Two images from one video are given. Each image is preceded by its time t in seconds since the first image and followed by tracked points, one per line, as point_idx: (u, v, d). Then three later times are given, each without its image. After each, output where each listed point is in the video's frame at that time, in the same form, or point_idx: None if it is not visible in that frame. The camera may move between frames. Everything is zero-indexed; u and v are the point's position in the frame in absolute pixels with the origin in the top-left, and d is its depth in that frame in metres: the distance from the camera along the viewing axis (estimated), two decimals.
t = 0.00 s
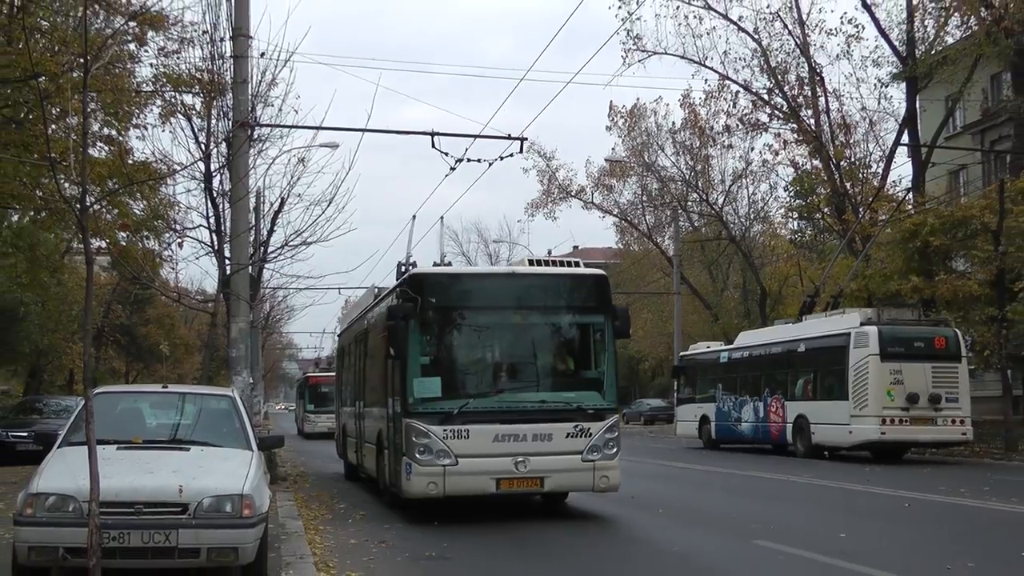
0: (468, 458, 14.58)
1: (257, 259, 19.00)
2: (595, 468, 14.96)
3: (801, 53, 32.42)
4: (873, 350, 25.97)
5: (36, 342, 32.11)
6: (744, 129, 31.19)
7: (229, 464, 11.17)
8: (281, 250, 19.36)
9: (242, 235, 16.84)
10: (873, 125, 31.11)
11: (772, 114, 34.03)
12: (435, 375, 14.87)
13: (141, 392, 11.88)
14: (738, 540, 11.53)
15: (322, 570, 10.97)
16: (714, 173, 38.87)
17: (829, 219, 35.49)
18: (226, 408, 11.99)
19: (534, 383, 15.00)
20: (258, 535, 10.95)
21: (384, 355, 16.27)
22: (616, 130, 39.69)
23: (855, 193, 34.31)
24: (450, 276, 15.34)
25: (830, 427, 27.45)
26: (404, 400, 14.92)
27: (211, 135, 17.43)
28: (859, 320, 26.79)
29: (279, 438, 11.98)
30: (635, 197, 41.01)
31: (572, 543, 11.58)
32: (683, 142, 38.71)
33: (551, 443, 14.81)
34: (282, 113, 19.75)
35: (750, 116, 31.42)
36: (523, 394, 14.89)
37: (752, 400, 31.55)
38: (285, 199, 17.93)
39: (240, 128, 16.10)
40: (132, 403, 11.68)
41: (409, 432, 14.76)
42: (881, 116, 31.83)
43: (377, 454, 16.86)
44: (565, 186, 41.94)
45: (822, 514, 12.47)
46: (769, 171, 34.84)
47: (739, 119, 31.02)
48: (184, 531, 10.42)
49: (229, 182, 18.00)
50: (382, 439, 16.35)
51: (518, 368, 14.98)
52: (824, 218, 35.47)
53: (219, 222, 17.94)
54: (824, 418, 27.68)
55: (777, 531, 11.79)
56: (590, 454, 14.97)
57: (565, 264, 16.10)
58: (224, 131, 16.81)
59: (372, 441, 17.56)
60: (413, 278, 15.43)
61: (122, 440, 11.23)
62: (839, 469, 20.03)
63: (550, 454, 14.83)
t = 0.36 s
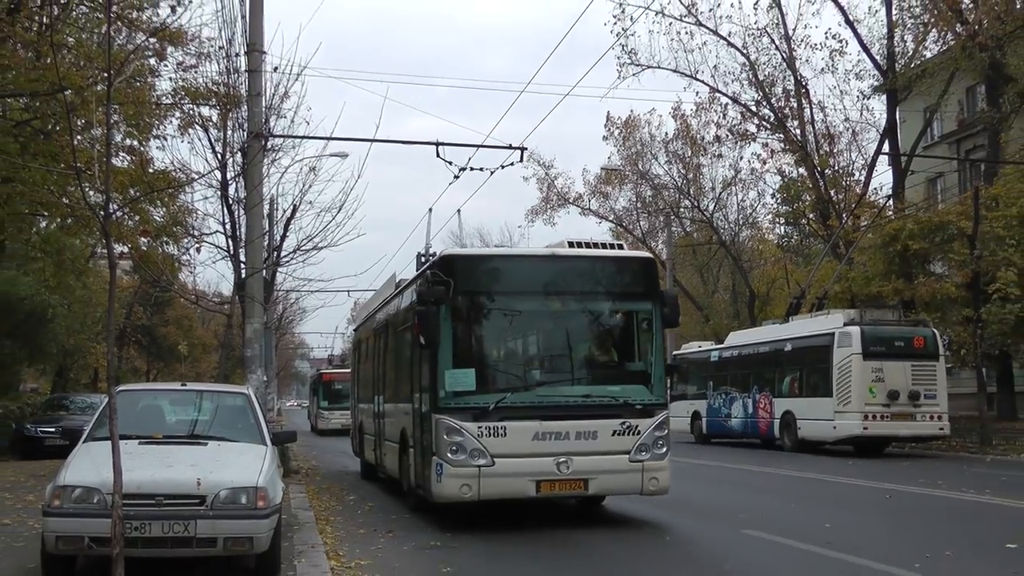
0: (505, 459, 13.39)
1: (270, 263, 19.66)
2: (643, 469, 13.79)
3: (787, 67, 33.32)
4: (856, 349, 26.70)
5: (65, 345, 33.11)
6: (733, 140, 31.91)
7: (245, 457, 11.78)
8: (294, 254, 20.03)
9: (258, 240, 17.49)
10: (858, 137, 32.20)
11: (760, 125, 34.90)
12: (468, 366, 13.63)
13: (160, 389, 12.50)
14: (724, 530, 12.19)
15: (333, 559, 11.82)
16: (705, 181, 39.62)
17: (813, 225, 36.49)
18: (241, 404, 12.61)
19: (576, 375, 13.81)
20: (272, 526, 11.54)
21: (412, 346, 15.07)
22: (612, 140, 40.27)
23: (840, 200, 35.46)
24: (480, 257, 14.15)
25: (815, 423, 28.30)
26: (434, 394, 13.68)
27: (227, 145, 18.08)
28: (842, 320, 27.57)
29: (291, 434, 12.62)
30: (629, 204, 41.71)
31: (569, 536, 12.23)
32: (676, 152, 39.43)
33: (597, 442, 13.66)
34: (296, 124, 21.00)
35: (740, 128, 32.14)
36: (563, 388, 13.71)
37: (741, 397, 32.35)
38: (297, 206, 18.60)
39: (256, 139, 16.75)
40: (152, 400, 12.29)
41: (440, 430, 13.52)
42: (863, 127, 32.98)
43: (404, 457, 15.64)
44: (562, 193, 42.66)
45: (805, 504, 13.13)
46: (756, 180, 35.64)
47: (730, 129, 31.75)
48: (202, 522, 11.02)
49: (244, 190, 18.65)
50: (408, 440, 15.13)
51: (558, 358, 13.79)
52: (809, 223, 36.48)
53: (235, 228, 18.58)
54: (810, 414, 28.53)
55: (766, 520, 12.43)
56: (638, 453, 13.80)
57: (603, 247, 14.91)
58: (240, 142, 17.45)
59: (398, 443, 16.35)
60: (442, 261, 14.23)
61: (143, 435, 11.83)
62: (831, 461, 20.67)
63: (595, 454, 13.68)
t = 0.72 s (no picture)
0: (546, 451, 12.73)
1: (299, 267, 21.30)
2: (689, 461, 13.16)
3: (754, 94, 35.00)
4: (814, 343, 29.07)
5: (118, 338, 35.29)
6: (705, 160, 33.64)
7: (275, 438, 13.37)
8: (320, 259, 21.66)
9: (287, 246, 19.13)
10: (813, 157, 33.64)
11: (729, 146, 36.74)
12: (508, 353, 12.93)
13: (201, 378, 14.14)
14: (698, 511, 13.87)
15: (352, 527, 13.53)
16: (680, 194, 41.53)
17: (778, 235, 38.28)
18: (273, 392, 14.21)
19: (619, 363, 13.13)
20: (300, 499, 13.08)
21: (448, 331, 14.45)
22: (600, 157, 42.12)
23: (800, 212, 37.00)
24: (516, 236, 13.42)
25: (779, 408, 30.85)
26: (471, 382, 13.01)
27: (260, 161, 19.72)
28: (803, 317, 29.96)
29: (317, 419, 14.22)
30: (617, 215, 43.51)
31: (563, 516, 13.91)
32: (660, 166, 41.22)
33: (642, 432, 12.99)
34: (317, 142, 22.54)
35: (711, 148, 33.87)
36: (605, 376, 13.02)
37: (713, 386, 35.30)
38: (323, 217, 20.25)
39: (284, 156, 18.29)
40: (196, 388, 13.92)
41: (478, 420, 12.84)
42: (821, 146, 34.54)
43: (439, 447, 15.09)
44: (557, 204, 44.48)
45: (772, 489, 14.81)
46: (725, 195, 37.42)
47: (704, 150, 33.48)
48: (239, 495, 12.55)
49: (275, 202, 20.28)
50: (444, 430, 14.55)
51: (600, 345, 13.08)
52: (774, 234, 38.26)
53: (268, 237, 20.23)
54: (775, 400, 31.09)
55: (735, 504, 14.08)
56: (684, 443, 13.15)
57: (641, 227, 14.15)
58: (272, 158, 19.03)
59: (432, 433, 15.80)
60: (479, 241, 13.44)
61: (186, 419, 13.42)
62: (809, 445, 22.32)
63: (639, 445, 13.00)
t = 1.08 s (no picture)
0: (598, 465, 10.76)
1: (297, 273, 21.55)
2: (764, 476, 11.23)
3: (743, 104, 35.47)
4: (802, 349, 29.51)
5: (122, 343, 35.74)
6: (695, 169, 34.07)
7: (272, 440, 13.42)
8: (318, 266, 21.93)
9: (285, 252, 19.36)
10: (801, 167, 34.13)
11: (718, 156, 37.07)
12: (550, 347, 10.98)
13: (201, 383, 14.40)
14: (690, 515, 14.11)
15: (347, 529, 13.75)
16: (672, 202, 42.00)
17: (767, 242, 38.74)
18: (270, 397, 14.44)
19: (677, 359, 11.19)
20: (296, 503, 12.88)
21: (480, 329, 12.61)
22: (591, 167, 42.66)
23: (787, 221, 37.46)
24: (554, 210, 11.48)
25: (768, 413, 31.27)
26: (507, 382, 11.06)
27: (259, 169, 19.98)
28: (790, 324, 30.38)
29: (313, 422, 14.40)
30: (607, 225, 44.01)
31: (558, 519, 14.13)
32: (649, 177, 41.71)
33: (708, 442, 11.07)
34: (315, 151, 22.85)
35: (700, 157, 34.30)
36: (661, 375, 11.08)
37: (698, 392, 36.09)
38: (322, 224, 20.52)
39: (283, 164, 18.55)
40: (195, 393, 14.16)
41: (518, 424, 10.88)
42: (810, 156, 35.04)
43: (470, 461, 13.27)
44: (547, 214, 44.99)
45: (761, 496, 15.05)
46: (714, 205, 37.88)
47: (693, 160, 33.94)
48: (236, 496, 12.35)
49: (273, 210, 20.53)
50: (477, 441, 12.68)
51: (654, 340, 11.14)
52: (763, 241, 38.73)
53: (266, 244, 20.48)
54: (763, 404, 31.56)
55: (727, 510, 14.32)
56: (757, 455, 11.23)
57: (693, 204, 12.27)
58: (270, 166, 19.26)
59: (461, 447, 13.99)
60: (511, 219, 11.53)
61: (186, 422, 13.63)
62: (800, 448, 22.62)
63: (707, 458, 11.07)
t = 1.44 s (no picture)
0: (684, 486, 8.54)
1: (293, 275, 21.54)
2: (886, 499, 9.00)
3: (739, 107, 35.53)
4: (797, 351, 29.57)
5: (117, 345, 35.71)
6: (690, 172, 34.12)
7: (267, 442, 13.40)
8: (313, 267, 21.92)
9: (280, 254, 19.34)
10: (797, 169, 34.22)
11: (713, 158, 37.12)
12: (620, 336, 8.68)
13: (195, 386, 14.39)
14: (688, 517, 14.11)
15: (343, 531, 13.74)
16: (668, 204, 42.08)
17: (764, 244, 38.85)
18: (264, 400, 14.43)
19: (771, 348, 8.91)
20: (291, 505, 12.87)
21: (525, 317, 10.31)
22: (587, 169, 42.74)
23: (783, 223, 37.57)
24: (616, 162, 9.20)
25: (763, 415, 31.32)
26: (565, 381, 8.80)
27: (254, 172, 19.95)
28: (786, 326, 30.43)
29: (307, 424, 14.38)
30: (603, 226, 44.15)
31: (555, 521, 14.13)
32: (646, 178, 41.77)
33: (817, 456, 8.87)
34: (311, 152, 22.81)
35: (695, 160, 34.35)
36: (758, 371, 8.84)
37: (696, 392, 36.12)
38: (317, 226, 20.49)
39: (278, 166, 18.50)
40: (189, 396, 14.14)
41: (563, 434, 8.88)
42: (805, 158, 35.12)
43: (512, 476, 10.98)
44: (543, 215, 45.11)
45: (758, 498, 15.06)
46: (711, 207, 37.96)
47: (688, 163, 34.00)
48: (230, 499, 12.31)
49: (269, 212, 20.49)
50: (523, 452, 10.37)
51: (740, 330, 8.85)
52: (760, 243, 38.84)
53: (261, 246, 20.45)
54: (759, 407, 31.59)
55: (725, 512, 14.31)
56: (877, 472, 9.02)
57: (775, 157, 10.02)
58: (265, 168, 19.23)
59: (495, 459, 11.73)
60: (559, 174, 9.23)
61: (180, 424, 13.60)
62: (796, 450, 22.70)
63: (818, 478, 8.85)
